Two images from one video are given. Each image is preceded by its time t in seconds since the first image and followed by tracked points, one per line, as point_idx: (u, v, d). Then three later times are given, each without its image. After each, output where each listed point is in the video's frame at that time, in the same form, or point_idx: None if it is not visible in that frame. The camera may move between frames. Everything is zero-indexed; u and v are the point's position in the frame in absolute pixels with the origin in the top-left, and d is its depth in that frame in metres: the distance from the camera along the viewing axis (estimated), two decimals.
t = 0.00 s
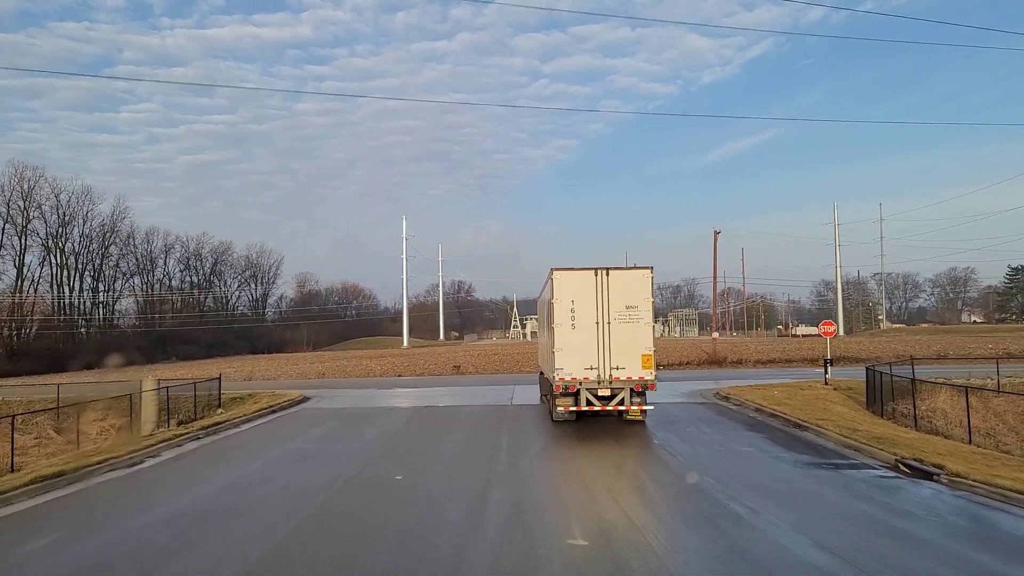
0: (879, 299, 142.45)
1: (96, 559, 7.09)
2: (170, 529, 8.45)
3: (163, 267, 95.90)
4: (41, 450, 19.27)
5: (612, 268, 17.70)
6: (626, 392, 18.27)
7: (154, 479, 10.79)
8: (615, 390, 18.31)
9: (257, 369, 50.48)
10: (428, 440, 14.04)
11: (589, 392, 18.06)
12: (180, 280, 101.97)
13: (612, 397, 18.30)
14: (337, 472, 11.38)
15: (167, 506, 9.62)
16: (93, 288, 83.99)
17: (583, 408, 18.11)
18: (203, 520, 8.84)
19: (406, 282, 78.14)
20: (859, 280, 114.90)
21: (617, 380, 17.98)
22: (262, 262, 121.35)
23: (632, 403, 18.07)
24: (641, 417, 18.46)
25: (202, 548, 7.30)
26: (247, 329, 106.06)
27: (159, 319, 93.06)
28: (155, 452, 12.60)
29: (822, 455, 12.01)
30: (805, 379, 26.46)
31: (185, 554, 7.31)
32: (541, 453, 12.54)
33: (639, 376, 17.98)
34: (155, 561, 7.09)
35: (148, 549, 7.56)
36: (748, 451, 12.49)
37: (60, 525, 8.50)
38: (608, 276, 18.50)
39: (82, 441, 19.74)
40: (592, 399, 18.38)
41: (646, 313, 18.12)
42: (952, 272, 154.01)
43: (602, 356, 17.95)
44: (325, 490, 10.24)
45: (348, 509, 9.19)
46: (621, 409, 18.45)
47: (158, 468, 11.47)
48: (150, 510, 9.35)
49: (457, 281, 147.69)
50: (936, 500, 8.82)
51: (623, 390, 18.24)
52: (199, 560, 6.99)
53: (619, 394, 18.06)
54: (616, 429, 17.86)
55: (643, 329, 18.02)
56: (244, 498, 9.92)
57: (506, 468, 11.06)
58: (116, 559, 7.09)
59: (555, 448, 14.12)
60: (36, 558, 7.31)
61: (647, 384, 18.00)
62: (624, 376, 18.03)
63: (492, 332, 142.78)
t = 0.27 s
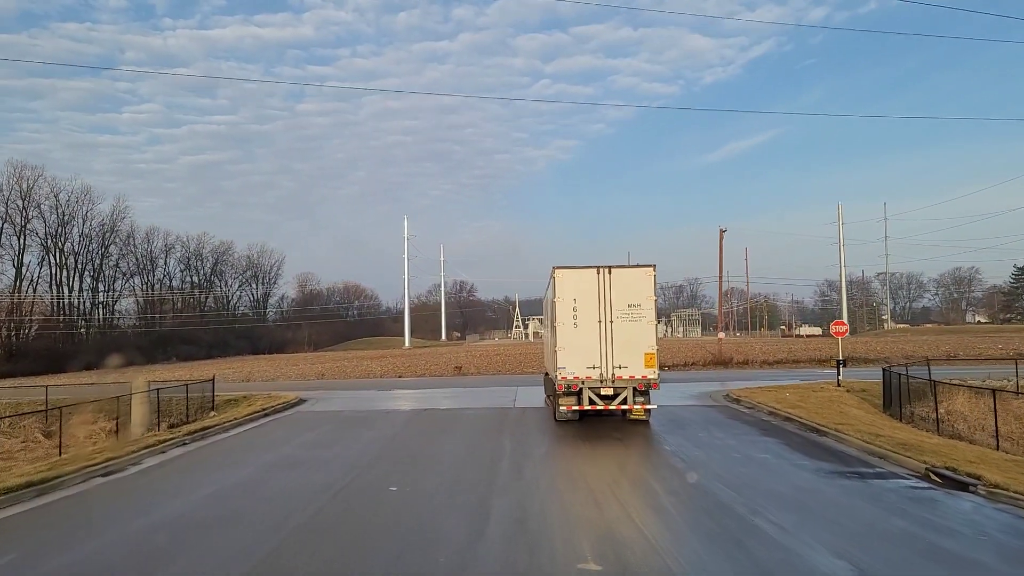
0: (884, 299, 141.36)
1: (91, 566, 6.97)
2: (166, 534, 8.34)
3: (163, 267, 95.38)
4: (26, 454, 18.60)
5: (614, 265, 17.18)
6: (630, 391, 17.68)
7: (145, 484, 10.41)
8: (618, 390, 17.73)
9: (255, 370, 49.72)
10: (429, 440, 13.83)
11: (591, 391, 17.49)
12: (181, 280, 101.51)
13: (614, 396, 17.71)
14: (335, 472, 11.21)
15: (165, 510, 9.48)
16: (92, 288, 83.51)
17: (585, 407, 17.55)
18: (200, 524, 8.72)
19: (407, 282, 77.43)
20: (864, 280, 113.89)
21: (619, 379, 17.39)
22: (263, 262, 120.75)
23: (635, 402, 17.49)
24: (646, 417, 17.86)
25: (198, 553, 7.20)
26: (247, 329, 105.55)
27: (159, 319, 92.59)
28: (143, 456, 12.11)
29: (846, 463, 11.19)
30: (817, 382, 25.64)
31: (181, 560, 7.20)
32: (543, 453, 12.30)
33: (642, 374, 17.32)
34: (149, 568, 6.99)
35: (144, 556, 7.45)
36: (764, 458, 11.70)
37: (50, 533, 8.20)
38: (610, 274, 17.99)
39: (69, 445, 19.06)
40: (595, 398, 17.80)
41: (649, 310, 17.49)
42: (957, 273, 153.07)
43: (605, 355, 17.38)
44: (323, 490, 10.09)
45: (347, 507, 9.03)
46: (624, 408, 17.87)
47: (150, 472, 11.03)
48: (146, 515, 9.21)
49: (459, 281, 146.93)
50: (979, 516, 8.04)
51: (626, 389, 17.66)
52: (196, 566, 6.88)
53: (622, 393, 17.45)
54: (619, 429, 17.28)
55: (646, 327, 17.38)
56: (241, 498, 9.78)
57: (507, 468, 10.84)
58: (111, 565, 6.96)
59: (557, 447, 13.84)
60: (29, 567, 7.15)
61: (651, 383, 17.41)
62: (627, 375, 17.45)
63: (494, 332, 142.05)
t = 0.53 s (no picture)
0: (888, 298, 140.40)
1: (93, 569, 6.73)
2: (168, 535, 8.10)
3: (164, 267, 94.91)
4: (12, 457, 17.98)
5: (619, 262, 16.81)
6: (633, 389, 17.36)
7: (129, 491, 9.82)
8: (621, 387, 17.44)
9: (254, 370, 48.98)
10: (432, 442, 13.54)
11: (595, 389, 17.17)
12: (182, 279, 101.12)
13: (618, 394, 17.40)
14: (338, 475, 10.96)
15: (169, 510, 9.21)
16: (93, 288, 82.97)
17: (589, 405, 17.25)
18: (203, 525, 8.48)
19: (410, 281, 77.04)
20: (869, 278, 112.92)
21: (623, 377, 17.07)
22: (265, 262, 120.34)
23: (638, 400, 17.17)
24: (650, 415, 17.50)
25: (202, 553, 7.00)
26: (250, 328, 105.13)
27: (160, 319, 92.14)
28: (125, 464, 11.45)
29: (874, 471, 10.42)
30: (832, 382, 24.79)
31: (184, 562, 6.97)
32: (548, 457, 11.98)
33: (646, 373, 17.02)
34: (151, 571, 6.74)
35: (148, 557, 7.22)
36: (786, 466, 10.94)
37: (21, 546, 7.61)
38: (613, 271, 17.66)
39: (58, 449, 18.38)
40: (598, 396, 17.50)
41: (653, 309, 17.22)
42: (961, 271, 151.77)
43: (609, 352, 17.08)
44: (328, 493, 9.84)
45: (350, 512, 8.77)
46: (627, 407, 17.56)
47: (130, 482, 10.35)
48: (148, 514, 8.96)
49: (462, 280, 146.29)
50: None
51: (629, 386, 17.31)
52: (200, 569, 6.68)
53: (625, 391, 17.13)
54: (622, 428, 16.94)
55: (650, 325, 17.10)
56: (243, 501, 9.53)
57: (513, 470, 10.54)
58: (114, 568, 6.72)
59: (563, 449, 13.51)
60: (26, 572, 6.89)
61: (655, 380, 17.10)
62: (631, 373, 17.15)
63: (497, 331, 141.44)
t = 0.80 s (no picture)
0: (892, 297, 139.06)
1: (97, 567, 6.88)
2: (167, 537, 8.18)
3: (164, 266, 94.41)
4: None
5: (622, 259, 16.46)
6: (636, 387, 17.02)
7: (99, 507, 9.17)
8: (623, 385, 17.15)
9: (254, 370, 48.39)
10: (433, 440, 13.47)
11: (597, 387, 16.96)
12: (182, 279, 100.62)
13: (620, 392, 17.11)
14: (337, 479, 11.01)
15: (167, 514, 9.32)
16: (92, 288, 82.49)
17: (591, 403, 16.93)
18: (203, 529, 8.58)
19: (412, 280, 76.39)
20: (874, 277, 111.73)
21: (625, 375, 16.86)
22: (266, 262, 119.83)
23: (641, 398, 16.90)
24: (654, 413, 17.11)
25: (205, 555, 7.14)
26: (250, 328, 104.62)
27: (160, 318, 91.68)
28: (100, 473, 10.77)
29: (902, 479, 9.73)
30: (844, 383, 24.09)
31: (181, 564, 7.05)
32: (549, 455, 11.89)
33: (649, 370, 16.82)
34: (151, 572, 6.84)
35: (147, 558, 7.32)
36: (806, 473, 10.24)
37: (5, 553, 7.44)
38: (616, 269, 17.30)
39: (45, 452, 17.90)
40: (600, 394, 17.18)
41: (655, 306, 17.02)
42: (966, 270, 150.39)
43: (611, 350, 16.86)
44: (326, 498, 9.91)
45: (347, 521, 8.83)
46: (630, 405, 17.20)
47: (101, 497, 9.71)
48: (147, 517, 9.04)
49: (464, 280, 145.38)
50: None
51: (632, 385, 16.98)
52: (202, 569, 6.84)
53: (628, 389, 16.94)
54: (624, 426, 16.61)
55: (651, 323, 16.90)
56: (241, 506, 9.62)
57: (513, 469, 10.51)
58: (117, 567, 6.87)
59: (565, 447, 13.39)
60: (30, 571, 7.03)
61: (657, 378, 16.82)
62: (633, 370, 16.88)
63: (499, 331, 140.54)
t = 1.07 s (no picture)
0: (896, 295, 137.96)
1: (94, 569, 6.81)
2: (158, 544, 7.83)
3: (165, 266, 93.88)
4: None
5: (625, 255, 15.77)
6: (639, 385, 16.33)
7: (79, 516, 8.65)
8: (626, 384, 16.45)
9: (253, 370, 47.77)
10: (432, 444, 13.04)
11: (599, 386, 16.27)
12: (183, 278, 100.12)
13: (622, 390, 16.41)
14: (332, 480, 10.70)
15: (160, 520, 8.96)
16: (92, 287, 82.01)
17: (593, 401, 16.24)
18: (199, 531, 8.36)
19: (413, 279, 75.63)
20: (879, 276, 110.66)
21: (628, 373, 16.16)
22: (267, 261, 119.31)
23: (644, 397, 16.22)
24: (658, 412, 16.43)
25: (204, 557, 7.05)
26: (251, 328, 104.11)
27: (160, 318, 91.22)
28: (71, 482, 10.07)
29: (934, 489, 9.00)
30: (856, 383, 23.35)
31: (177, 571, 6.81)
32: (553, 460, 11.37)
33: (651, 369, 16.15)
34: None
35: (146, 565, 7.10)
36: (829, 482, 9.54)
37: None
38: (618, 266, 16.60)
39: (30, 456, 17.26)
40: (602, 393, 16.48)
41: (657, 305, 16.31)
42: (971, 269, 149.16)
43: (614, 349, 16.17)
44: (323, 500, 9.63)
45: (342, 524, 8.55)
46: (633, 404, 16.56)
47: (80, 509, 9.07)
48: (141, 524, 8.65)
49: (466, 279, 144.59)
50: None
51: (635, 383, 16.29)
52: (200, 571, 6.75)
53: (630, 387, 16.27)
54: (626, 425, 15.96)
55: (655, 321, 16.21)
56: (240, 507, 9.42)
57: (516, 474, 10.06)
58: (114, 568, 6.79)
59: (569, 450, 12.84)
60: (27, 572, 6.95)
61: (661, 377, 16.14)
62: (636, 369, 16.20)
63: (500, 331, 139.79)
